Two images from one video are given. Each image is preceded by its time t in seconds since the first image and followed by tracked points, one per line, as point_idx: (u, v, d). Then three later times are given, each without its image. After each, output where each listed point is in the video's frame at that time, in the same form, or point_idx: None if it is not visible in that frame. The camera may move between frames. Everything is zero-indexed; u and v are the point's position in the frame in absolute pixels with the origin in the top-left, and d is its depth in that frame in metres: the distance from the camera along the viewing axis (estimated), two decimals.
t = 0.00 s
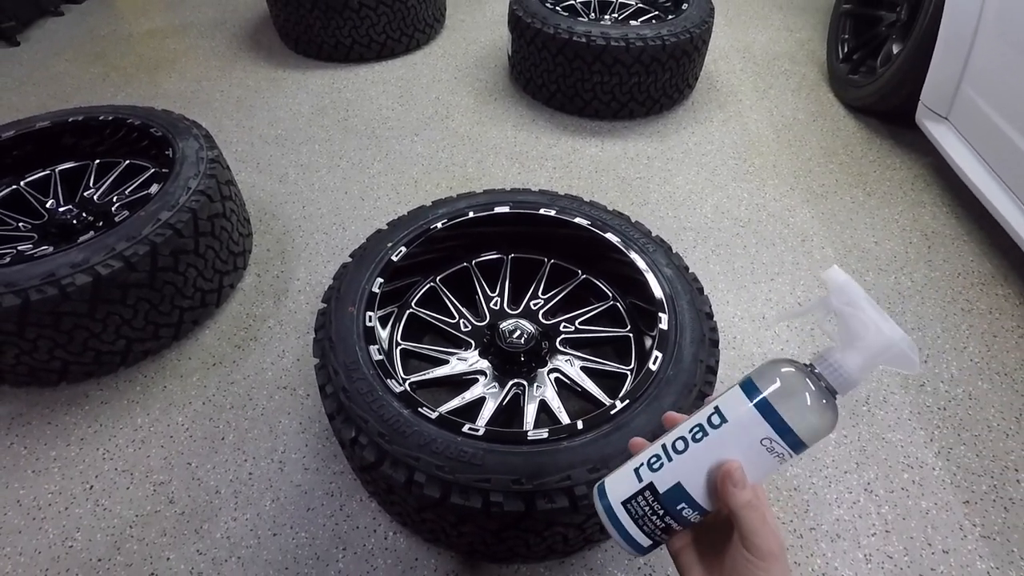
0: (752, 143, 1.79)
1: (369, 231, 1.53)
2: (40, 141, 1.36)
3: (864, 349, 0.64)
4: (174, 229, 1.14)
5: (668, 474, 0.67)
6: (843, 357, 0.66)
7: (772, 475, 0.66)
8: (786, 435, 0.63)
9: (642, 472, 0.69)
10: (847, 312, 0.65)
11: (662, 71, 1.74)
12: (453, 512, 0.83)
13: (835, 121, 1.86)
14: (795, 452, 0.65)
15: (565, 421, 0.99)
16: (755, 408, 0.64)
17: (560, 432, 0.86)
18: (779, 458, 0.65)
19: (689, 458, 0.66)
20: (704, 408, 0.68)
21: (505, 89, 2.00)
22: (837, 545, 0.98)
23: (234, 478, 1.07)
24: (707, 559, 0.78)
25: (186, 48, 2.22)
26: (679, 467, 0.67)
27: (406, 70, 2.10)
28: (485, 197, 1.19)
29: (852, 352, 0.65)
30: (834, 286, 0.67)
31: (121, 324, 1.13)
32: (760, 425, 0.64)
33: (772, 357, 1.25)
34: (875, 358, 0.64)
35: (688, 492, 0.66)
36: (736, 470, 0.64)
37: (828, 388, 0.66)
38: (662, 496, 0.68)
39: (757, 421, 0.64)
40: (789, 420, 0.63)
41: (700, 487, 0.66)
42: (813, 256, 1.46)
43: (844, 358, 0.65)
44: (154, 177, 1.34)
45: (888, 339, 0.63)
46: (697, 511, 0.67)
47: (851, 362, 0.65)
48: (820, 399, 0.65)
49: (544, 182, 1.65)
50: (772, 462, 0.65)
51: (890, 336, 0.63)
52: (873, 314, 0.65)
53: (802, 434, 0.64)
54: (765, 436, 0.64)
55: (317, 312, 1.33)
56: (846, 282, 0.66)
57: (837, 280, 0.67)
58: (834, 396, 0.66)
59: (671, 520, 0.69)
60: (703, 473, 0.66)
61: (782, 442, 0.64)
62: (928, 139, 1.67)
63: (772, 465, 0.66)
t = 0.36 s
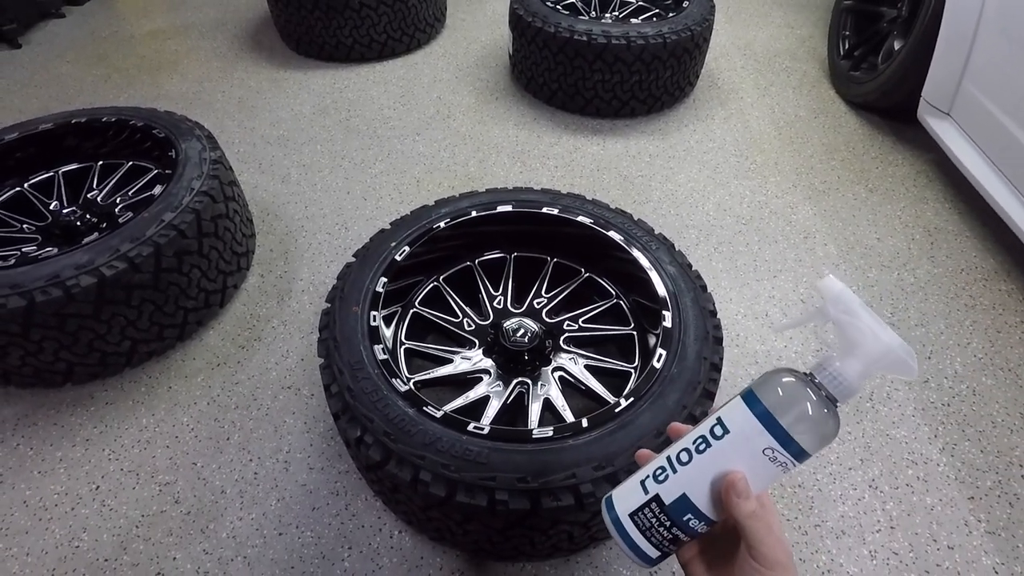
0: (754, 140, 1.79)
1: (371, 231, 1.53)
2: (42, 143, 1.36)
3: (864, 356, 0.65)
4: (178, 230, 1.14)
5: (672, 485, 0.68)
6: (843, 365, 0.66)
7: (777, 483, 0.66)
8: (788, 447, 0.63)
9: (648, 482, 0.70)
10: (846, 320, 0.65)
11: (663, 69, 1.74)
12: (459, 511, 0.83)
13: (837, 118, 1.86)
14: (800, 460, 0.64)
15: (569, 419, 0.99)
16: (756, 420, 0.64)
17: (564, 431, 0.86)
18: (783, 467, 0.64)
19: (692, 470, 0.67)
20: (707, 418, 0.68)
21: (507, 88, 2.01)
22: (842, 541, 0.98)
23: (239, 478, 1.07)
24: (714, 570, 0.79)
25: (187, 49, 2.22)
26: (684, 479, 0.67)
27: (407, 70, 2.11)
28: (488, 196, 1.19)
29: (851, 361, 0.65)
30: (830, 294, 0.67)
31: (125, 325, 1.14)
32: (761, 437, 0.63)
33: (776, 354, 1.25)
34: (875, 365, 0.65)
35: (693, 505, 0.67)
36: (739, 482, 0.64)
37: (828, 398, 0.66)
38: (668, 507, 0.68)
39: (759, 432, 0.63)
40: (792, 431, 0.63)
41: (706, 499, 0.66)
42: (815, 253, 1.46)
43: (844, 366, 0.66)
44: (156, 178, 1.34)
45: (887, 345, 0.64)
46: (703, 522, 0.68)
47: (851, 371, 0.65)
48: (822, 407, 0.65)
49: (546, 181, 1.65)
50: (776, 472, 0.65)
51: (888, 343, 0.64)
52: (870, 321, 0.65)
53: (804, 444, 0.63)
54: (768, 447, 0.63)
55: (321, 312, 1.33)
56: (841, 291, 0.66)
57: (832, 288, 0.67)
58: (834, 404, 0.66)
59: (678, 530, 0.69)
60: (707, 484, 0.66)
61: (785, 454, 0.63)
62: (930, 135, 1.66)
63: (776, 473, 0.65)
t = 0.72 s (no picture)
0: (753, 157, 1.81)
1: (374, 244, 1.54)
2: (51, 155, 1.38)
3: (800, 377, 0.57)
4: (184, 242, 1.15)
5: (634, 520, 0.64)
6: (778, 390, 0.58)
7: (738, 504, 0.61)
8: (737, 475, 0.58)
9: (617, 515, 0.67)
10: (773, 340, 0.57)
11: (663, 86, 1.77)
12: (461, 524, 0.83)
13: (836, 135, 1.88)
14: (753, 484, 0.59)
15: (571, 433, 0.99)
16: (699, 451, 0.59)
17: (566, 444, 0.87)
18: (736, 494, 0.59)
19: (650, 504, 0.62)
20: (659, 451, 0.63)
21: (509, 104, 2.03)
22: (846, 555, 0.98)
23: (240, 491, 1.07)
24: None
25: (194, 64, 2.25)
26: (644, 514, 0.63)
27: (411, 85, 2.13)
28: (491, 211, 1.21)
29: (786, 384, 0.58)
30: (755, 313, 0.58)
31: (130, 336, 1.14)
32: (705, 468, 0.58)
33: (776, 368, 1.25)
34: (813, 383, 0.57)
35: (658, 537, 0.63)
36: (693, 512, 0.60)
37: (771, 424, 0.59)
38: (634, 539, 0.65)
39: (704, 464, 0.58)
40: (736, 459, 0.57)
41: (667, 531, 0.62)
42: (816, 268, 1.46)
43: (781, 390, 0.58)
44: (164, 192, 1.34)
45: (821, 362, 0.56)
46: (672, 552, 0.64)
47: (788, 395, 0.58)
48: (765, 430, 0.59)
49: (548, 196, 1.67)
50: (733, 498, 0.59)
51: (821, 359, 0.56)
52: (800, 335, 0.57)
53: (751, 471, 0.58)
54: (714, 475, 0.58)
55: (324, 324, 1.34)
56: (763, 308, 0.58)
57: (754, 308, 0.58)
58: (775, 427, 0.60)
59: (650, 561, 0.65)
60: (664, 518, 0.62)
61: (733, 481, 0.58)
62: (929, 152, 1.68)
63: (731, 501, 0.60)
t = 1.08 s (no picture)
0: (756, 177, 1.82)
1: (378, 260, 1.55)
2: (60, 170, 1.40)
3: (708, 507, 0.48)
4: (189, 257, 1.16)
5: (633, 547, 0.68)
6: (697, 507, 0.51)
7: None
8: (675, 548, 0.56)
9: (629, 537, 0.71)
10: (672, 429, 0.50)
11: (667, 106, 1.78)
12: (461, 543, 0.82)
13: (838, 156, 1.89)
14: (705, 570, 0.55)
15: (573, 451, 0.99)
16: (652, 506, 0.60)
17: (568, 463, 0.86)
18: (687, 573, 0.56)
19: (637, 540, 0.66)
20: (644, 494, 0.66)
21: (513, 122, 2.05)
22: None
23: (240, 507, 1.07)
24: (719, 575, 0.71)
25: (203, 81, 2.28)
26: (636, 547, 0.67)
27: (416, 103, 2.15)
28: (494, 228, 1.21)
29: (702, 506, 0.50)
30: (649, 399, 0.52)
31: (133, 350, 1.15)
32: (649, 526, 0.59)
33: (779, 389, 1.25)
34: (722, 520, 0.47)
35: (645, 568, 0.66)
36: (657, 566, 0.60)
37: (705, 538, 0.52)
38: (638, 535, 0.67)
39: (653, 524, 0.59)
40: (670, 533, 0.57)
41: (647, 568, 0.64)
42: (818, 288, 1.47)
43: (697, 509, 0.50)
44: (170, 206, 1.35)
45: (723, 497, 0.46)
46: None
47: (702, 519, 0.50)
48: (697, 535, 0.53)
49: (551, 214, 1.68)
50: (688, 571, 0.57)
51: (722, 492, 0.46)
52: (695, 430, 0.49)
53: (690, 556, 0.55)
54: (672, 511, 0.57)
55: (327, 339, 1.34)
56: (672, 403, 0.50)
57: (660, 401, 0.51)
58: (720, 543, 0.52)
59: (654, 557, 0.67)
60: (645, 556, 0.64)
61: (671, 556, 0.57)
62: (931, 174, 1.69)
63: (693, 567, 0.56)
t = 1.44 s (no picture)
0: (758, 186, 1.82)
1: (381, 267, 1.55)
2: (67, 176, 1.41)
3: (637, 484, 0.50)
4: (193, 262, 1.17)
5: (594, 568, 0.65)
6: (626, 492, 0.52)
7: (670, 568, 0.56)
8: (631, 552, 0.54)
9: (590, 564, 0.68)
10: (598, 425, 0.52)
11: (670, 115, 1.79)
12: (462, 549, 0.82)
13: (840, 166, 1.90)
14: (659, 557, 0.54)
15: (575, 458, 0.98)
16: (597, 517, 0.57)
17: (569, 469, 0.86)
18: (641, 568, 0.55)
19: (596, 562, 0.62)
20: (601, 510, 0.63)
21: (517, 131, 2.06)
22: None
23: (241, 512, 1.07)
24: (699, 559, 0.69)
25: (209, 88, 2.30)
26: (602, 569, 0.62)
27: (420, 111, 2.17)
28: (498, 235, 1.22)
29: (626, 485, 0.51)
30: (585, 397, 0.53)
31: (137, 354, 1.15)
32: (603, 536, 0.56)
33: (781, 398, 1.24)
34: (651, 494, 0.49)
35: None
36: (618, 574, 0.57)
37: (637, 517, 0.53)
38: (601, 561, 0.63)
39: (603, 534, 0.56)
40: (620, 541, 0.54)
41: None
42: (821, 297, 1.47)
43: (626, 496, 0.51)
44: (176, 212, 1.36)
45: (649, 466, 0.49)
46: None
47: (633, 504, 0.51)
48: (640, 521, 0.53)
49: (554, 222, 1.68)
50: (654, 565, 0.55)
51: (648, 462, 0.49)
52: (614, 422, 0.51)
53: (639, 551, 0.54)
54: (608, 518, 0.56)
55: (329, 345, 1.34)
56: (594, 393, 0.52)
57: (581, 388, 0.53)
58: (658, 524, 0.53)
59: None
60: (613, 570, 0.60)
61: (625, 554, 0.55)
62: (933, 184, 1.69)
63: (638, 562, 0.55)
